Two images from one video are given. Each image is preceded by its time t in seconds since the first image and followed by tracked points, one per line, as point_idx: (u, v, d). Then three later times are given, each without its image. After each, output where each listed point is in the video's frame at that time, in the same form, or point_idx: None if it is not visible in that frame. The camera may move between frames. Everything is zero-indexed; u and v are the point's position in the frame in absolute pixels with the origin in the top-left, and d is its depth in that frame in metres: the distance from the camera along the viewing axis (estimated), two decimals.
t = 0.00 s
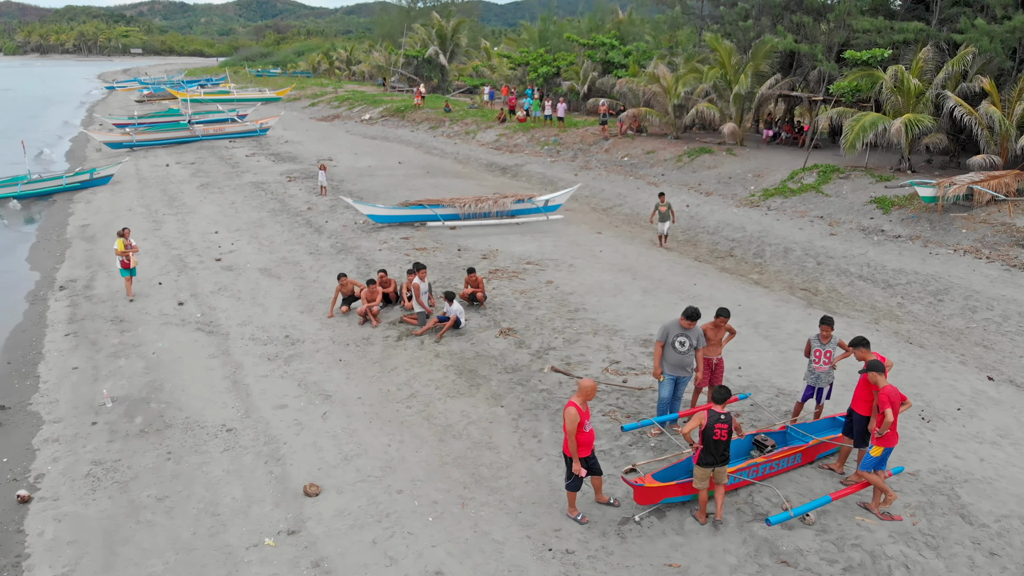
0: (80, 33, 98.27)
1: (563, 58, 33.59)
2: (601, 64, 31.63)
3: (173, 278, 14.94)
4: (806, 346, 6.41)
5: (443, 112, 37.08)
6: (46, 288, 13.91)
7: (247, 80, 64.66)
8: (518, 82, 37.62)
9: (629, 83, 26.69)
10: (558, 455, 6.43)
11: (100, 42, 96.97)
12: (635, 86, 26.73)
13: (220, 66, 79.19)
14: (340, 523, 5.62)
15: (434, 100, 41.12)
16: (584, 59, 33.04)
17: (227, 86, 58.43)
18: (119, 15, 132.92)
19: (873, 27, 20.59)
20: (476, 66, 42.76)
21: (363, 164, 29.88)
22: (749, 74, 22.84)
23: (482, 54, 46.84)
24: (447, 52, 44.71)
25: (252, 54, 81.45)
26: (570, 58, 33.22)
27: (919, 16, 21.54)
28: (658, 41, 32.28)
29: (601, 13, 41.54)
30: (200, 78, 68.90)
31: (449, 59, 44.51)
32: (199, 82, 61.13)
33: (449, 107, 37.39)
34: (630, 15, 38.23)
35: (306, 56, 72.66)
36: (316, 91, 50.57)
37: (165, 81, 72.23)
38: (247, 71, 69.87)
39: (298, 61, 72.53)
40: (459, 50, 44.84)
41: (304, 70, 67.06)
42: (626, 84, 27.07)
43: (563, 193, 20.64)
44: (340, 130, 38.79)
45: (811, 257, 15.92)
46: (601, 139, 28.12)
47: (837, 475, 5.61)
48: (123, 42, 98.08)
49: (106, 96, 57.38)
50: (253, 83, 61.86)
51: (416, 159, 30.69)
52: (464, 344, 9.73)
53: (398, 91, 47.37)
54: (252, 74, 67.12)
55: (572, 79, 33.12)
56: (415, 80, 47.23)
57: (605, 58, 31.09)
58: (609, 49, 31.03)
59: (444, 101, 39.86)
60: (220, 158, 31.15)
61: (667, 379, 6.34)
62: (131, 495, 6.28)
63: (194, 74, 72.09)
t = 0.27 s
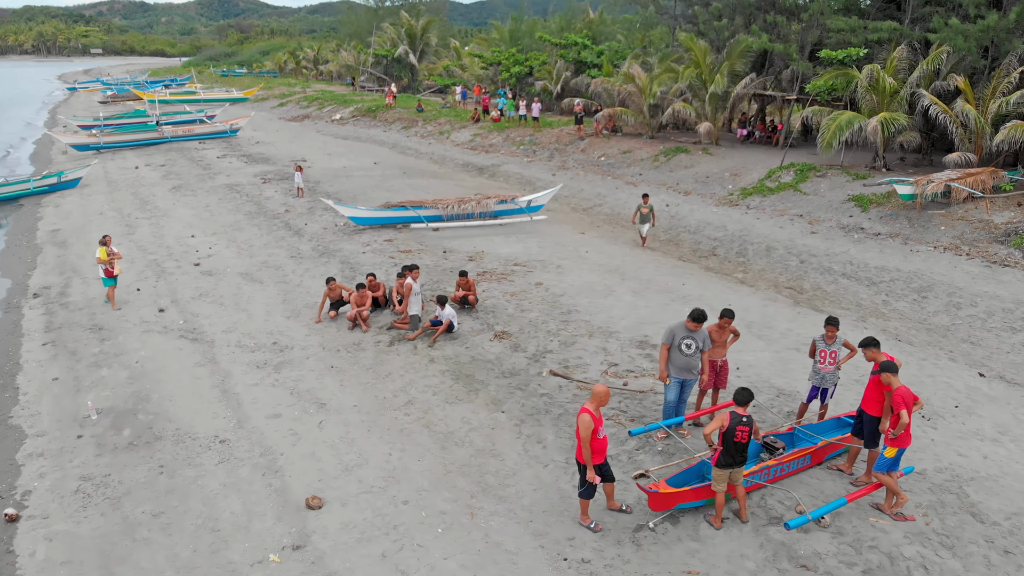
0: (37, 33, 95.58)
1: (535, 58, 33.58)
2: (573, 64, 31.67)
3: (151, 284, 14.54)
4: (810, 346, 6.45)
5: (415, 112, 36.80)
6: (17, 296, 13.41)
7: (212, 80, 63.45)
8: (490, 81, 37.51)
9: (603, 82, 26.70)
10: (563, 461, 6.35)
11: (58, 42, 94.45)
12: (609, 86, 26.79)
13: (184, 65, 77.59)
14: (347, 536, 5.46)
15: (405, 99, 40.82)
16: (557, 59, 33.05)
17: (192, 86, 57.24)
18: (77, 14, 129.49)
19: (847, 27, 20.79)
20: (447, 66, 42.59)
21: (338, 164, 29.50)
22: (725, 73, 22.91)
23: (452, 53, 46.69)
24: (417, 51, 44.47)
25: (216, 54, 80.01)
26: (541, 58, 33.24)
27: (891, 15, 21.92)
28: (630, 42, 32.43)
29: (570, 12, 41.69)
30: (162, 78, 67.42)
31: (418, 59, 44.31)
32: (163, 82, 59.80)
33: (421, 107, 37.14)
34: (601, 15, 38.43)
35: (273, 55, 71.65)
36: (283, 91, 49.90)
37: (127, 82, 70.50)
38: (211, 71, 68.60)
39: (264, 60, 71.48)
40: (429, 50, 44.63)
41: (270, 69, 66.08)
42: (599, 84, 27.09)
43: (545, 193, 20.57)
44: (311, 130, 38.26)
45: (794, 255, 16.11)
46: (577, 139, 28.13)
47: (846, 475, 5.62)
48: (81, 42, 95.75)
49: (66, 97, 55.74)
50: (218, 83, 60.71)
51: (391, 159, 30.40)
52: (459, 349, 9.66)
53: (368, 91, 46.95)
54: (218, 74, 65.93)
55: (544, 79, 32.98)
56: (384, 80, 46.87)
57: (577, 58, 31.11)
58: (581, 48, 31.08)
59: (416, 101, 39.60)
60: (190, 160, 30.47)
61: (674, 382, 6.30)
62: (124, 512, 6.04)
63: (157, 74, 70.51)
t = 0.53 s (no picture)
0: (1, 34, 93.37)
1: (514, 57, 33.52)
2: (553, 63, 31.64)
3: (137, 289, 14.20)
4: (823, 347, 6.54)
5: (394, 112, 36.55)
6: None
7: (184, 80, 62.41)
8: (468, 80, 37.39)
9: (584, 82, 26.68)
10: (577, 467, 6.29)
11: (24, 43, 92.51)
12: (590, 85, 26.80)
13: (154, 65, 76.28)
14: (363, 548, 5.33)
15: (383, 99, 40.56)
16: (536, 59, 33.10)
17: (164, 86, 56.22)
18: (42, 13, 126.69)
19: (829, 26, 21.10)
20: (425, 65, 42.39)
21: (320, 165, 29.17)
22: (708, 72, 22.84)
23: (428, 52, 46.55)
24: (393, 50, 44.24)
25: (187, 54, 78.90)
26: (520, 58, 33.19)
27: (870, 15, 22.15)
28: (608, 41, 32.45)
29: (547, 12, 41.78)
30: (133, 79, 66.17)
31: (394, 58, 44.12)
32: (134, 82, 58.67)
33: (400, 106, 36.91)
34: (579, 14, 38.55)
35: (245, 55, 70.80)
36: (257, 91, 49.28)
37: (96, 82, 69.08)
38: (183, 71, 67.53)
39: (235, 60, 70.61)
40: (406, 49, 44.54)
41: (243, 69, 65.28)
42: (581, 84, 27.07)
43: (535, 193, 20.49)
44: (288, 130, 37.80)
45: (785, 254, 16.23)
46: (559, 139, 28.09)
47: (864, 476, 5.66)
48: (48, 42, 94.13)
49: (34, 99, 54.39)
50: (190, 83, 59.74)
51: (372, 159, 30.14)
52: (461, 355, 9.57)
53: (344, 90, 46.58)
54: (189, 74, 64.98)
55: (524, 78, 33.17)
56: (360, 79, 46.56)
57: (556, 57, 31.09)
58: (560, 47, 31.08)
59: (395, 100, 39.37)
60: (168, 162, 29.90)
61: (689, 385, 6.28)
62: (128, 527, 5.84)
63: (127, 75, 69.24)
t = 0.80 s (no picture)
0: None
1: (491, 57, 33.39)
2: (531, 63, 31.57)
3: (123, 295, 13.87)
4: (837, 347, 6.67)
5: (372, 112, 36.34)
6: None
7: (155, 80, 61.37)
8: (446, 79, 37.30)
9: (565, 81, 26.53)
10: (594, 472, 6.28)
11: None
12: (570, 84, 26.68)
13: (123, 65, 74.82)
14: (383, 559, 5.23)
15: (361, 99, 40.33)
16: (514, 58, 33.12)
17: (135, 86, 55.17)
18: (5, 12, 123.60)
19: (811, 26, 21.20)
20: (401, 64, 42.14)
21: (301, 166, 28.81)
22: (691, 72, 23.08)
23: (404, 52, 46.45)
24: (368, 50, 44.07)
25: (156, 53, 77.58)
26: (499, 57, 33.09)
27: (848, 14, 22.02)
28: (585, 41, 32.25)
29: (524, 12, 41.84)
30: (102, 79, 64.80)
31: (369, 57, 43.98)
32: (102, 83, 57.48)
33: (378, 106, 36.71)
34: (557, 14, 38.63)
35: (216, 54, 69.86)
36: (231, 91, 48.68)
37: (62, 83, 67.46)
38: (153, 71, 66.37)
39: (206, 60, 69.62)
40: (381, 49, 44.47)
41: (215, 68, 64.38)
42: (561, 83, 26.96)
43: (524, 193, 20.43)
44: (265, 131, 37.30)
45: (776, 252, 16.35)
46: (541, 139, 28.05)
47: (882, 476, 5.71)
48: (12, 42, 91.90)
49: None
50: (161, 83, 58.77)
51: (353, 160, 29.86)
52: (465, 357, 9.73)
53: (319, 90, 46.19)
54: (160, 74, 63.88)
55: (503, 78, 33.08)
56: (335, 79, 46.26)
57: (535, 57, 31.11)
58: (539, 47, 30.99)
59: (372, 100, 39.17)
60: (145, 164, 29.31)
61: (704, 388, 6.31)
62: (136, 542, 5.66)
63: (95, 75, 67.79)
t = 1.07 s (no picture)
0: None
1: (469, 57, 33.21)
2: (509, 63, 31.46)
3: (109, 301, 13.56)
4: (846, 347, 6.84)
5: (349, 112, 36.05)
6: None
7: (124, 81, 60.23)
8: (424, 79, 37.11)
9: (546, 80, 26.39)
10: (609, 476, 6.30)
11: None
12: (551, 84, 26.57)
13: (91, 66, 73.34)
14: (402, 570, 5.13)
15: (338, 99, 40.00)
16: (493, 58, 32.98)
17: (104, 87, 54.07)
18: None
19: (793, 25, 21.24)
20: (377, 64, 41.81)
21: (281, 167, 28.42)
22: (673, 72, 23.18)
23: (379, 51, 46.20)
24: (343, 49, 43.74)
25: (124, 53, 76.15)
26: (477, 57, 32.93)
27: (829, 12, 22.27)
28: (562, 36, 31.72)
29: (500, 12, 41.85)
30: (69, 79, 63.35)
31: (343, 57, 43.69)
32: (69, 84, 56.24)
33: (355, 106, 36.44)
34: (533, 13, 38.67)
35: (187, 54, 68.81)
36: (203, 91, 47.99)
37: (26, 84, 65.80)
38: (122, 71, 65.12)
39: (176, 60, 68.52)
40: (356, 49, 44.19)
41: (186, 68, 63.42)
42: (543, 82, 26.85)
43: (512, 194, 20.35)
44: (241, 132, 36.76)
45: (765, 251, 16.48)
46: (523, 139, 27.93)
47: (896, 475, 5.76)
48: None
49: None
50: (130, 84, 57.68)
51: (334, 161, 29.55)
52: (468, 361, 9.89)
53: (292, 90, 45.70)
54: (130, 74, 62.68)
55: (482, 78, 32.91)
56: (309, 79, 45.83)
57: (513, 57, 31.03)
58: (517, 47, 30.87)
59: (349, 100, 38.88)
60: (122, 166, 28.70)
61: (718, 388, 6.45)
62: (144, 557, 5.49)
63: (61, 77, 66.28)
